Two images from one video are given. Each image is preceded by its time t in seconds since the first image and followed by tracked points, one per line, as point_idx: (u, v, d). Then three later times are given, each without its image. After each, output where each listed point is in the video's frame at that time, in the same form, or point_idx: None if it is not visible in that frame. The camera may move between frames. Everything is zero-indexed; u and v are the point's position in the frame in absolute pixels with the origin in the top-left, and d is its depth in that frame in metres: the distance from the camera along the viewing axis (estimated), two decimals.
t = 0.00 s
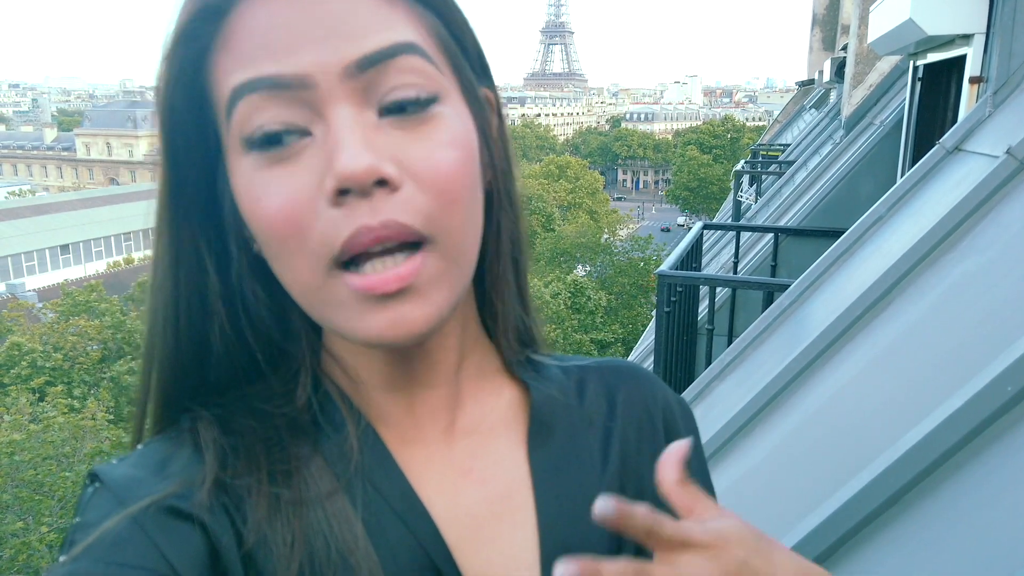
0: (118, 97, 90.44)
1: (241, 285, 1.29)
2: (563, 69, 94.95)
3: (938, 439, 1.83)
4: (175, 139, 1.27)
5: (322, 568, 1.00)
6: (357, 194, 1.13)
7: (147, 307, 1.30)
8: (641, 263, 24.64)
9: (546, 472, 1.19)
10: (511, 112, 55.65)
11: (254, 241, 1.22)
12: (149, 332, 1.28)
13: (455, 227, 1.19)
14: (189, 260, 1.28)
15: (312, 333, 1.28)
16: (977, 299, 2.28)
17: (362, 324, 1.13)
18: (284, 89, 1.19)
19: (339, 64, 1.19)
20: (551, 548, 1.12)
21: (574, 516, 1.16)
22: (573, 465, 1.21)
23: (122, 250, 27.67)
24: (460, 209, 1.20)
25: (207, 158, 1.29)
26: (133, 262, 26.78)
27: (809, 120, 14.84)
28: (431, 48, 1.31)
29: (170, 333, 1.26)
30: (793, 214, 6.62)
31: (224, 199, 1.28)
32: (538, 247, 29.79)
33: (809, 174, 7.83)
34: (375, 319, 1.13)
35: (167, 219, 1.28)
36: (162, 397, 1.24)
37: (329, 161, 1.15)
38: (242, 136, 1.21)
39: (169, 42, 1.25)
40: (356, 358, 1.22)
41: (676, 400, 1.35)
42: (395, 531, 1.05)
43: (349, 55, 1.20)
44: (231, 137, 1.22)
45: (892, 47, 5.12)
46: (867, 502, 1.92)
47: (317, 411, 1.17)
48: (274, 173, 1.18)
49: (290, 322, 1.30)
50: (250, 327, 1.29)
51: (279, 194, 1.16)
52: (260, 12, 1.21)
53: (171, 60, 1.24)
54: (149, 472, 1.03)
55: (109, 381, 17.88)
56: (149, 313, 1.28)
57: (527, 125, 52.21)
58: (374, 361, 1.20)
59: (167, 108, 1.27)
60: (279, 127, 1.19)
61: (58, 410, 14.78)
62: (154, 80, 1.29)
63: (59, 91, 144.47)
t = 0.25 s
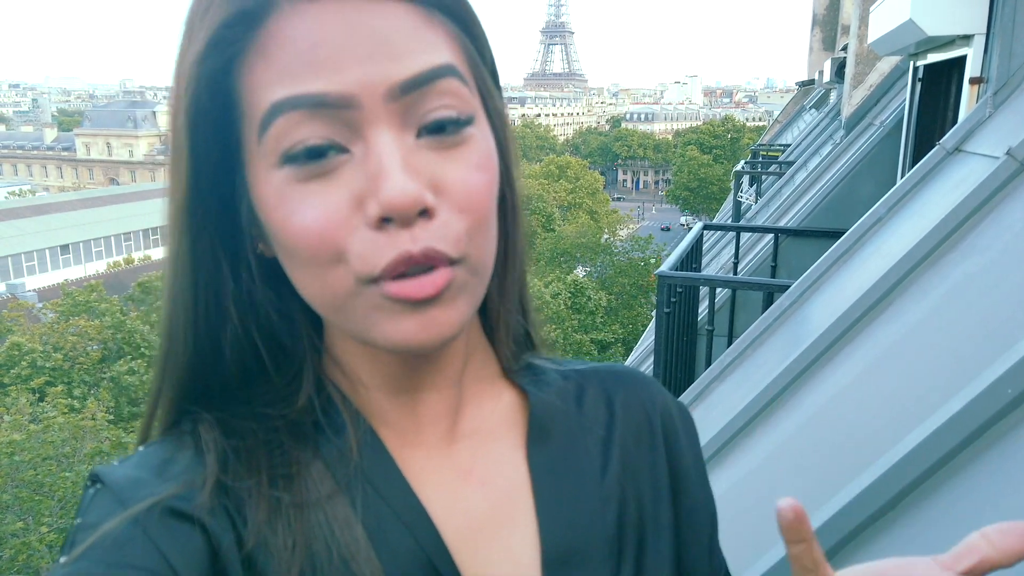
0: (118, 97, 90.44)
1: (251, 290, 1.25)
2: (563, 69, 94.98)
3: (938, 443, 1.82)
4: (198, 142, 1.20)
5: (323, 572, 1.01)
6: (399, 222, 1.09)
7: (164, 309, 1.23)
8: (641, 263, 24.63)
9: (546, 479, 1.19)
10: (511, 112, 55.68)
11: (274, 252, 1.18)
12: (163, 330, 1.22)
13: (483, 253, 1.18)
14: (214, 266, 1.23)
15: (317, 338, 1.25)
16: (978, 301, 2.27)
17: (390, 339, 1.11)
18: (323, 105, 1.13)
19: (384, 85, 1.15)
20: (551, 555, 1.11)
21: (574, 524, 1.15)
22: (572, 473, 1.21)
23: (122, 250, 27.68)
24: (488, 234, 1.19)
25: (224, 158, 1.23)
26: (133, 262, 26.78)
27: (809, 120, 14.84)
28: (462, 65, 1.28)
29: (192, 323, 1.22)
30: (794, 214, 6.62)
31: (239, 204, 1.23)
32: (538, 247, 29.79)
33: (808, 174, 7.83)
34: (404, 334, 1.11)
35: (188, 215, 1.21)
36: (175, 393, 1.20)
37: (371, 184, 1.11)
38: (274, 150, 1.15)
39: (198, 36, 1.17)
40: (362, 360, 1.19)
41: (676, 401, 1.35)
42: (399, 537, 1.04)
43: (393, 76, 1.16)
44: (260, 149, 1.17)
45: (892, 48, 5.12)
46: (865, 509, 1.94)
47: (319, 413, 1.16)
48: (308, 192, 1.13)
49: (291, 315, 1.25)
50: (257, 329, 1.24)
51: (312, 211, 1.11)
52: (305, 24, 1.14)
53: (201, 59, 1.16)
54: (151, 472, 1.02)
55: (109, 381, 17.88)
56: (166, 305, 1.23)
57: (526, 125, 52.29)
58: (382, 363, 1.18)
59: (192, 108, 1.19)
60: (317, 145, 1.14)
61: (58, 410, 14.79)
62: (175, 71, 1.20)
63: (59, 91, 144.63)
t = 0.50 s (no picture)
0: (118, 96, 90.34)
1: (234, 289, 1.23)
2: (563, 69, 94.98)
3: (933, 445, 1.81)
4: (183, 131, 1.17)
5: None
6: (381, 214, 1.08)
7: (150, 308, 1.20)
8: (641, 263, 24.62)
9: (534, 486, 1.18)
10: (511, 112, 55.67)
11: (256, 245, 1.16)
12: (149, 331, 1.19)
13: (465, 252, 1.16)
14: (202, 267, 1.21)
15: (301, 338, 1.26)
16: (974, 303, 2.26)
17: (369, 335, 1.09)
18: (310, 96, 1.12)
19: (372, 80, 1.14)
20: (538, 563, 1.10)
21: (561, 531, 1.14)
22: (560, 479, 1.20)
23: (123, 250, 27.68)
24: (472, 233, 1.18)
25: (210, 151, 1.20)
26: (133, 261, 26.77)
27: (809, 120, 14.83)
28: (455, 65, 1.26)
29: (176, 338, 1.18)
30: (793, 214, 6.61)
31: (224, 198, 1.21)
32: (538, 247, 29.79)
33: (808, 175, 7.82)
34: (381, 332, 1.09)
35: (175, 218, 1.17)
36: (157, 394, 1.17)
37: (355, 175, 1.09)
38: (259, 139, 1.13)
39: (187, 24, 1.15)
40: (346, 367, 1.18)
41: (666, 406, 1.34)
42: (384, 548, 1.03)
43: (382, 71, 1.14)
44: (245, 140, 1.15)
45: (891, 48, 5.11)
46: (857, 513, 1.93)
47: (304, 417, 1.15)
48: (290, 181, 1.11)
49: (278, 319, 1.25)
50: (243, 329, 1.23)
51: (292, 201, 1.10)
52: (295, 16, 1.13)
53: (189, 47, 1.15)
54: (132, 479, 1.01)
55: (109, 381, 17.89)
56: (150, 309, 1.20)
57: (527, 125, 52.29)
58: (366, 367, 1.17)
59: (177, 96, 1.17)
60: (302, 135, 1.12)
61: (58, 410, 14.79)
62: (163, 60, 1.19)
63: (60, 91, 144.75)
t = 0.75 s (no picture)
0: (119, 97, 90.37)
1: (251, 285, 1.24)
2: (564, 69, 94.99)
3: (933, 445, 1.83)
4: (208, 130, 1.20)
5: None
6: (390, 223, 1.09)
7: (172, 301, 1.23)
8: (642, 263, 24.63)
9: (542, 487, 1.19)
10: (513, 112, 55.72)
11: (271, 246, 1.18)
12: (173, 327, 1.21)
13: (473, 262, 1.18)
14: (225, 253, 1.22)
15: (312, 335, 1.26)
16: (976, 303, 2.28)
17: (377, 344, 1.11)
18: (326, 104, 1.13)
19: (388, 89, 1.14)
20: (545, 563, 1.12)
21: (569, 533, 1.15)
22: (567, 481, 1.21)
23: (124, 250, 27.71)
24: (481, 242, 1.18)
25: (231, 154, 1.22)
26: (134, 261, 26.79)
27: (810, 121, 14.84)
28: (470, 73, 1.27)
29: (202, 333, 1.21)
30: (794, 215, 6.62)
31: (243, 199, 1.23)
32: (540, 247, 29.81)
33: (808, 175, 7.83)
34: (387, 341, 1.10)
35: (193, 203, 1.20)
36: (181, 395, 1.20)
37: (368, 182, 1.11)
38: (275, 144, 1.15)
39: (212, 24, 1.17)
40: (355, 374, 1.19)
41: (676, 407, 1.34)
42: (395, 548, 1.05)
43: (398, 81, 1.15)
44: (263, 142, 1.16)
45: (892, 49, 5.12)
46: (856, 513, 1.96)
47: (316, 422, 1.16)
48: (303, 186, 1.12)
49: (290, 314, 1.27)
50: (261, 326, 1.24)
51: (306, 203, 1.11)
52: (316, 22, 1.14)
53: (213, 47, 1.16)
54: (150, 479, 1.02)
55: (111, 381, 17.91)
56: (175, 304, 1.22)
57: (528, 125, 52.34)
58: (374, 373, 1.17)
59: (202, 97, 1.19)
60: (317, 140, 1.13)
61: (60, 410, 14.82)
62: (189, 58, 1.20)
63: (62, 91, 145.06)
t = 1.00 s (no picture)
0: (119, 97, 90.41)
1: (258, 265, 1.27)
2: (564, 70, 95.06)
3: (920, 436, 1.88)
4: (220, 114, 1.22)
5: (327, 568, 1.05)
6: (397, 201, 1.12)
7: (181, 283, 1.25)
8: (642, 263, 24.67)
9: (537, 477, 1.23)
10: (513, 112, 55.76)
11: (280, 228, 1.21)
12: (182, 307, 1.24)
13: (475, 244, 1.21)
14: (229, 240, 1.25)
15: (316, 321, 1.31)
16: (968, 297, 2.32)
17: (380, 320, 1.14)
18: (336, 90, 1.16)
19: (397, 75, 1.17)
20: (540, 551, 1.16)
21: (563, 521, 1.20)
22: (563, 472, 1.25)
23: (125, 250, 27.78)
24: (484, 226, 1.22)
25: (240, 136, 1.25)
26: (135, 261, 26.82)
27: (809, 121, 14.88)
28: (477, 64, 1.30)
29: (208, 317, 1.23)
30: (792, 214, 6.65)
31: (252, 181, 1.25)
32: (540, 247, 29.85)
33: (807, 175, 7.86)
34: (389, 318, 1.14)
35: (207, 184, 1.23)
36: (189, 377, 1.22)
37: (375, 164, 1.14)
38: (285, 127, 1.18)
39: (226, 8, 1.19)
40: (357, 358, 1.22)
41: (675, 401, 1.36)
42: (395, 536, 1.08)
43: (407, 68, 1.18)
44: (273, 125, 1.19)
45: (889, 50, 5.16)
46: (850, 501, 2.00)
47: (319, 409, 1.19)
48: (311, 166, 1.15)
49: (295, 299, 1.30)
50: (269, 309, 1.27)
51: (313, 183, 1.13)
52: (328, 9, 1.16)
53: (227, 32, 1.19)
54: (161, 462, 1.05)
55: (112, 381, 17.95)
56: (185, 282, 1.25)
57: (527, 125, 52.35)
58: (377, 355, 1.20)
59: (215, 80, 1.21)
60: (326, 123, 1.16)
61: (60, 410, 14.84)
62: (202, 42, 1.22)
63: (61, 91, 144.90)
